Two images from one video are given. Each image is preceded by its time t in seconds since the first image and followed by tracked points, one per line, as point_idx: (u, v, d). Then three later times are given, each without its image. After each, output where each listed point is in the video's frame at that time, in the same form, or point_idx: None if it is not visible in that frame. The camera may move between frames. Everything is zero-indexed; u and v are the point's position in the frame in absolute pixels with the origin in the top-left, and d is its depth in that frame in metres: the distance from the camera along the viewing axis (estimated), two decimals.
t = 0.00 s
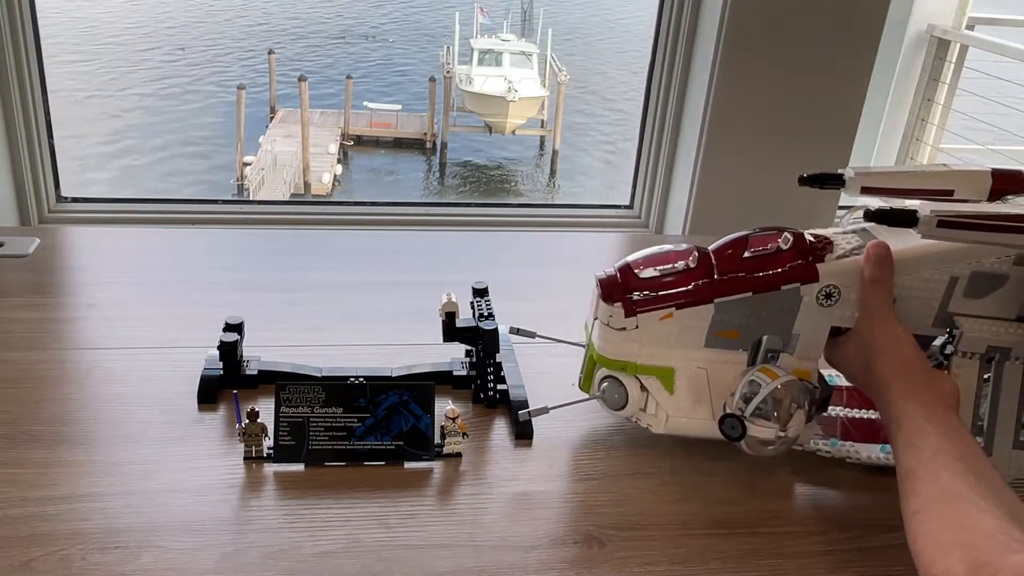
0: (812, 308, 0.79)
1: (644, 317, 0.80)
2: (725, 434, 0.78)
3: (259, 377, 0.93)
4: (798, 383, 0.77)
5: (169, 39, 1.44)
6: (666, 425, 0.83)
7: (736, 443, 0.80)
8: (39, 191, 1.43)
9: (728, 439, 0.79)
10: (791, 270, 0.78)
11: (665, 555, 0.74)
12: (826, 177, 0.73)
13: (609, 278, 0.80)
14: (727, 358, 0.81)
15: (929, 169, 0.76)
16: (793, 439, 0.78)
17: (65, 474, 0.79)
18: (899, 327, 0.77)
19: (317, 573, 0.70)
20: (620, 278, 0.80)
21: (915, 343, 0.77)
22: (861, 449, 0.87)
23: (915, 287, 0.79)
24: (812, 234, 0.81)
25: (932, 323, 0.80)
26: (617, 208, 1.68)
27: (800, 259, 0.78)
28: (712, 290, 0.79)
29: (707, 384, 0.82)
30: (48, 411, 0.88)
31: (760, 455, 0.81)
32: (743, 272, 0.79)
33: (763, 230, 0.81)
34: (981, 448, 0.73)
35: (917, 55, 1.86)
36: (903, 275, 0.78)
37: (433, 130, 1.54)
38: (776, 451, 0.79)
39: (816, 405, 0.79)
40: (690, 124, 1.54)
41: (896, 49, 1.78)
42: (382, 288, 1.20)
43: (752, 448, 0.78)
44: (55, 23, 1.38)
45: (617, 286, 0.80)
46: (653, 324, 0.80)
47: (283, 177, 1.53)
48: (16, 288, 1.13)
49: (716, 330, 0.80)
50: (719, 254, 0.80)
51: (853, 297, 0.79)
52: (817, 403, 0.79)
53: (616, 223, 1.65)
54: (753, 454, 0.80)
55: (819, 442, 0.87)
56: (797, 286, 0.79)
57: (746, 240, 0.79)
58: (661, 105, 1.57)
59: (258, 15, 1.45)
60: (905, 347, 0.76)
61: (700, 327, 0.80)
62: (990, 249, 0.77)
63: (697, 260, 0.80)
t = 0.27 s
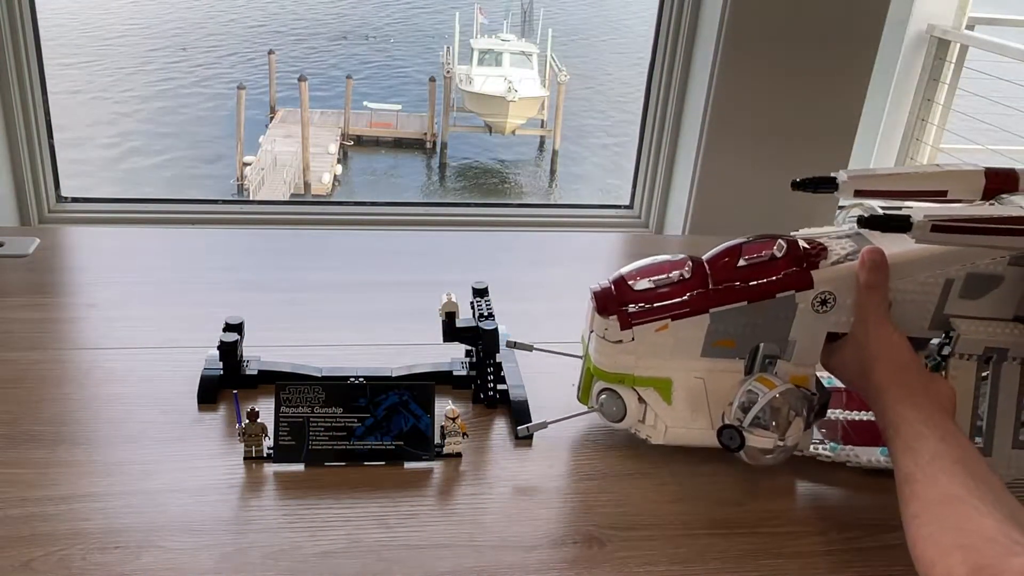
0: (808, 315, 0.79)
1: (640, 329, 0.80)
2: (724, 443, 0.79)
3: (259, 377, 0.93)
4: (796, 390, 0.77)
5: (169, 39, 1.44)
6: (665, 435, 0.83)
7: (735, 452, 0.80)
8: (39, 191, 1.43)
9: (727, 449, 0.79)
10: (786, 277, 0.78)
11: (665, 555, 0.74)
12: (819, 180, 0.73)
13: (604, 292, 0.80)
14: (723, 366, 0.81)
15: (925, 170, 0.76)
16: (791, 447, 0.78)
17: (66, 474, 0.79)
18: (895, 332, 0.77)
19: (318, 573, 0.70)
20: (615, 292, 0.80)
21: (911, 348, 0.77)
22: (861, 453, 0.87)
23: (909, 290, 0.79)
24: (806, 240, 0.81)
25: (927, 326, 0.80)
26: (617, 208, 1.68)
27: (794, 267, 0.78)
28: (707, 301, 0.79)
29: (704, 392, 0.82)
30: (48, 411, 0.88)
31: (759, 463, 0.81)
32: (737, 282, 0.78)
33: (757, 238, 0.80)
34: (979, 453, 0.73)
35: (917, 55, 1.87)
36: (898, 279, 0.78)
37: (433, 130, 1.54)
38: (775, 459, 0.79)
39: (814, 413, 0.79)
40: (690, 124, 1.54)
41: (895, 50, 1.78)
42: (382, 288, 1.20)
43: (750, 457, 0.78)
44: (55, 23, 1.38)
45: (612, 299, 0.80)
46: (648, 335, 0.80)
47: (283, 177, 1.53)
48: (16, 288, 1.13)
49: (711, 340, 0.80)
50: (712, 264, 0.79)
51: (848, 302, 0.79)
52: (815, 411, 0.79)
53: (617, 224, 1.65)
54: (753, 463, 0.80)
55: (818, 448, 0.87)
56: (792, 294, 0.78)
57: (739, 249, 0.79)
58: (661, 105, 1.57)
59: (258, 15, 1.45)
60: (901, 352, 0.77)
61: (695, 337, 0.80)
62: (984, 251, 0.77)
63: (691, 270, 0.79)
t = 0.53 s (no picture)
0: (807, 314, 0.79)
1: (639, 329, 0.80)
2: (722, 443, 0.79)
3: (259, 377, 0.93)
4: (795, 390, 0.77)
5: (170, 38, 1.43)
6: (664, 435, 0.83)
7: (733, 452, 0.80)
8: (40, 191, 1.43)
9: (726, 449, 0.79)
10: (785, 277, 0.78)
11: (665, 555, 0.74)
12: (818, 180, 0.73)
13: (603, 291, 0.80)
14: (723, 365, 0.81)
15: (924, 171, 0.76)
16: (790, 447, 0.78)
17: (65, 474, 0.79)
18: (891, 333, 0.77)
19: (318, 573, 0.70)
20: (614, 291, 0.80)
21: (906, 349, 0.77)
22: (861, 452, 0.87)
23: (908, 289, 0.79)
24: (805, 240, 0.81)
25: (927, 325, 0.80)
26: (617, 208, 1.68)
27: (793, 266, 0.78)
28: (706, 301, 0.79)
29: (703, 392, 0.82)
30: (48, 411, 0.88)
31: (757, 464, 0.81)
32: (736, 281, 0.78)
33: (755, 238, 0.80)
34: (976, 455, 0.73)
35: (916, 56, 1.85)
36: (897, 278, 0.78)
37: (433, 130, 1.54)
38: (774, 459, 0.79)
39: (812, 412, 0.79)
40: (690, 125, 1.54)
41: (896, 49, 1.78)
42: (382, 288, 1.20)
43: (748, 457, 0.78)
44: (55, 23, 1.38)
45: (611, 299, 0.80)
46: (648, 335, 0.80)
47: (283, 177, 1.53)
48: (16, 288, 1.13)
49: (711, 339, 0.80)
50: (712, 264, 0.79)
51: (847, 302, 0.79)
52: (813, 410, 0.80)
53: (617, 223, 1.65)
54: (752, 462, 0.80)
55: (818, 446, 0.88)
56: (791, 293, 0.78)
57: (738, 248, 0.79)
58: (661, 105, 1.57)
59: (259, 15, 1.45)
60: (897, 353, 0.77)
61: (695, 336, 0.80)
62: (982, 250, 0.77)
63: (690, 270, 0.79)
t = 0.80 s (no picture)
0: (806, 316, 0.79)
1: (639, 332, 0.80)
2: (722, 446, 0.79)
3: (259, 377, 0.93)
4: (795, 393, 0.77)
5: (170, 38, 1.43)
6: (664, 438, 0.83)
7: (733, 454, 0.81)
8: (40, 191, 1.43)
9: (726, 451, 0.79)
10: (785, 279, 0.78)
11: (665, 555, 0.74)
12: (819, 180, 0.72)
13: (602, 294, 0.80)
14: (722, 367, 0.81)
15: (924, 171, 0.76)
16: (789, 449, 0.78)
17: (66, 474, 0.79)
18: (888, 336, 0.77)
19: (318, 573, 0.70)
20: (613, 294, 0.80)
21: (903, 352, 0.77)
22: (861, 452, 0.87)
23: (908, 291, 0.79)
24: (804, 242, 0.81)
25: (926, 326, 0.80)
26: (617, 208, 1.68)
27: (793, 268, 0.78)
28: (705, 303, 0.79)
29: (703, 394, 0.82)
30: (48, 411, 0.88)
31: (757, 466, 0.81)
32: (736, 284, 0.78)
33: (755, 240, 0.80)
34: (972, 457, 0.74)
35: (916, 56, 1.86)
36: (897, 279, 0.78)
37: (433, 130, 1.54)
38: (774, 461, 0.79)
39: (812, 414, 0.79)
40: (690, 125, 1.54)
41: (896, 50, 1.79)
42: (382, 288, 1.20)
43: (747, 459, 0.79)
44: (55, 23, 1.38)
45: (610, 302, 0.80)
46: (647, 338, 0.80)
47: (283, 178, 1.53)
48: (16, 288, 1.13)
49: (711, 341, 0.80)
50: (711, 266, 0.79)
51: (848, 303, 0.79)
52: (813, 413, 0.80)
53: (617, 223, 1.65)
54: (751, 464, 0.80)
55: (818, 446, 0.88)
56: (791, 296, 0.78)
57: (738, 251, 0.79)
58: (661, 105, 1.57)
59: (259, 14, 1.45)
60: (894, 355, 0.77)
61: (694, 338, 0.80)
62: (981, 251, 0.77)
63: (690, 272, 0.79)
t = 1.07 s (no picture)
0: (806, 315, 0.79)
1: (639, 331, 0.80)
2: (722, 444, 0.79)
3: (259, 377, 0.93)
4: (795, 392, 0.77)
5: (170, 38, 1.43)
6: (664, 437, 0.83)
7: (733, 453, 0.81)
8: (40, 191, 1.43)
9: (725, 450, 0.79)
10: (784, 279, 0.78)
11: (665, 555, 0.74)
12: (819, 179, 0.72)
13: (602, 292, 0.80)
14: (722, 366, 0.81)
15: (924, 171, 0.76)
16: (789, 448, 0.79)
17: (66, 474, 0.79)
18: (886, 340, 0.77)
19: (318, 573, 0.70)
20: (613, 293, 0.80)
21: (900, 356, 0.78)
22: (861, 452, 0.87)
23: (908, 291, 0.79)
24: (805, 242, 0.81)
25: (926, 326, 0.80)
26: (617, 208, 1.68)
27: (793, 268, 0.78)
28: (705, 302, 0.79)
29: (703, 394, 0.82)
30: (48, 411, 0.88)
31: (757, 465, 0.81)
32: (736, 283, 0.78)
33: (755, 239, 0.80)
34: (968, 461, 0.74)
35: (916, 55, 1.86)
36: (897, 279, 0.78)
37: (433, 130, 1.54)
38: (774, 460, 0.79)
39: (812, 413, 0.80)
40: (690, 126, 1.54)
41: (896, 49, 1.79)
42: (382, 288, 1.20)
43: (747, 458, 0.79)
44: (55, 23, 1.38)
45: (611, 300, 0.80)
46: (647, 337, 0.80)
47: (283, 178, 1.53)
48: (16, 288, 1.13)
49: (710, 340, 0.80)
50: (711, 265, 0.79)
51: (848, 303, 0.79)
52: (813, 411, 0.80)
53: (617, 223, 1.65)
54: (750, 463, 0.81)
55: (818, 446, 0.88)
56: (791, 295, 0.78)
57: (738, 250, 0.79)
58: (661, 105, 1.57)
59: (259, 14, 1.45)
60: (891, 359, 0.77)
61: (694, 338, 0.80)
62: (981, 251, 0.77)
63: (690, 271, 0.79)
